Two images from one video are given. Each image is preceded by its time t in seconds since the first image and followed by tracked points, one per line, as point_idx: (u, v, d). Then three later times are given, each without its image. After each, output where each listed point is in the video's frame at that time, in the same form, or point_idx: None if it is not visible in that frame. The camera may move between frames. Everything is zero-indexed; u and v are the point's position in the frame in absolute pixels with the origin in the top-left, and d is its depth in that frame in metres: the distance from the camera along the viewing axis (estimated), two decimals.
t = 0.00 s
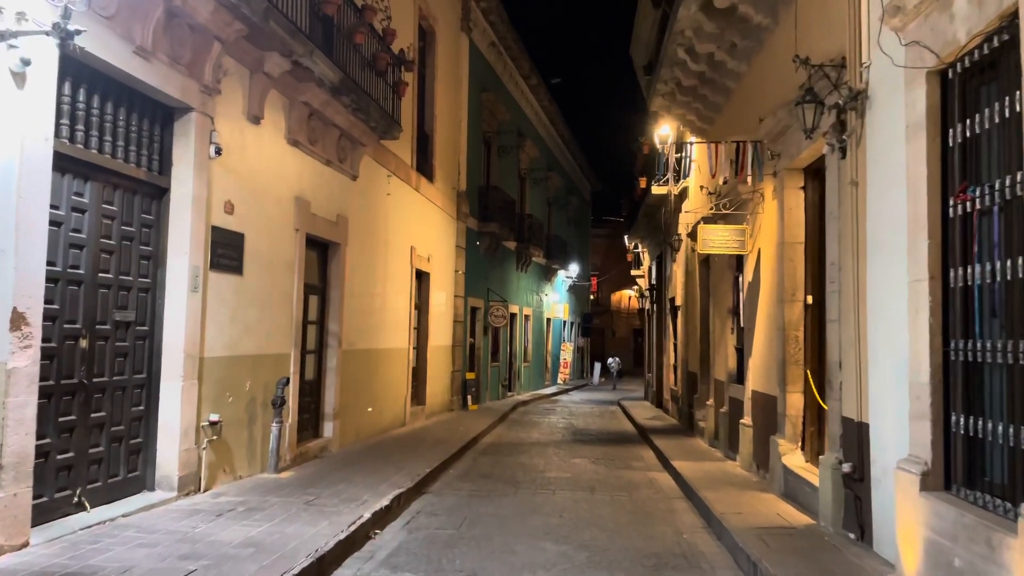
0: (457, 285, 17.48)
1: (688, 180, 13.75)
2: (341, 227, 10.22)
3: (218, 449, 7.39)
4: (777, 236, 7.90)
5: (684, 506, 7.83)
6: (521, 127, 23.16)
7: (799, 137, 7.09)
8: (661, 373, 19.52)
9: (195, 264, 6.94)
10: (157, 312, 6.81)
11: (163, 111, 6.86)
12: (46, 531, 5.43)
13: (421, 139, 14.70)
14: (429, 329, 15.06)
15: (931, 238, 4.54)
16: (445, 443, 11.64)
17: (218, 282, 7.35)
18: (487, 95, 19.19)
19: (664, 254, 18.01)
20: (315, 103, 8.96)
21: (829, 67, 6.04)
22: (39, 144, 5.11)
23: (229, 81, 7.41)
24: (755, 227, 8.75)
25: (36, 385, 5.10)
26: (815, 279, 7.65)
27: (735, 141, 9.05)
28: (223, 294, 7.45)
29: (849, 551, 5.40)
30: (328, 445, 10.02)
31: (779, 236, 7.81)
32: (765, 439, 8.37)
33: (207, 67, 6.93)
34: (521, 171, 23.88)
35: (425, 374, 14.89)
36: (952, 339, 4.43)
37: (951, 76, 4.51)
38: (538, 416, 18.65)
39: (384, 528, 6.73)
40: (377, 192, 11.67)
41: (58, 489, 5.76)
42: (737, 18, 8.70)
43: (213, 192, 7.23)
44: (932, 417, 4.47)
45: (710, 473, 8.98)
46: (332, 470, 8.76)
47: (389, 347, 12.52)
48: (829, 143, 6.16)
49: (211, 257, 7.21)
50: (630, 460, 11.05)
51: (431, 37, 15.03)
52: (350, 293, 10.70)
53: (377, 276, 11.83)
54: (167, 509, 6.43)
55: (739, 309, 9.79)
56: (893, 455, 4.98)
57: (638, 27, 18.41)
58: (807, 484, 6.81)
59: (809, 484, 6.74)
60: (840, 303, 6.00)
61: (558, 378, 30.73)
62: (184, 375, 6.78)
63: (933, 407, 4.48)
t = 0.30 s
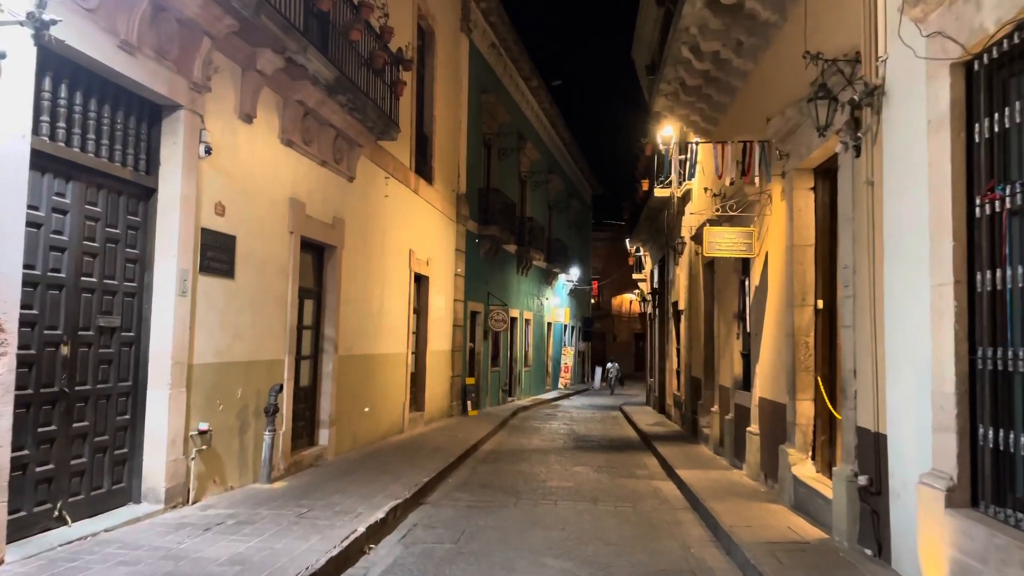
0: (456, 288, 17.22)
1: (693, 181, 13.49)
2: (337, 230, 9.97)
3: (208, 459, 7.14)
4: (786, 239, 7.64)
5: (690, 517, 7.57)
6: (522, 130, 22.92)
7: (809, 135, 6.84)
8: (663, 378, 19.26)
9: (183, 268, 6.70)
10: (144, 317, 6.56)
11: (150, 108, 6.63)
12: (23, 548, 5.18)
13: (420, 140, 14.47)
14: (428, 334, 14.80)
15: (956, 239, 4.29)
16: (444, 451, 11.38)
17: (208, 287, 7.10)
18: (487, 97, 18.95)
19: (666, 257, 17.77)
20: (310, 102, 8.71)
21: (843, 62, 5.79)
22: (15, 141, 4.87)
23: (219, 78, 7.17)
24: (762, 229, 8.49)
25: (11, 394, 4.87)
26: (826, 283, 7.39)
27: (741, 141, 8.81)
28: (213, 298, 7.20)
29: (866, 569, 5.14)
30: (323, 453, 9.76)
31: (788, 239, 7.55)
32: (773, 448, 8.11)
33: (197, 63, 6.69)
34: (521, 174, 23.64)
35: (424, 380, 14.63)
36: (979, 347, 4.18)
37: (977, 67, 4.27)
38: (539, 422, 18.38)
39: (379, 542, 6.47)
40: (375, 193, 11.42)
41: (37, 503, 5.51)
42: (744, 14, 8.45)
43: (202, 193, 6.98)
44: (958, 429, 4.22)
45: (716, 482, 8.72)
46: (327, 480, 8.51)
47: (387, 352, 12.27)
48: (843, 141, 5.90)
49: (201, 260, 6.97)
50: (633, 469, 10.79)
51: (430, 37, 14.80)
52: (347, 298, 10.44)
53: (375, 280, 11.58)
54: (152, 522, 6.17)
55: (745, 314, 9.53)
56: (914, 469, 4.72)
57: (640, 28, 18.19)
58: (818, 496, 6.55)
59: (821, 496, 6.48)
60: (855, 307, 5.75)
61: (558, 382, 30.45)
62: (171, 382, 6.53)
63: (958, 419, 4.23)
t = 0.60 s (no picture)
0: (455, 289, 16.95)
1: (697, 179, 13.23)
2: (333, 227, 9.72)
3: (197, 463, 6.87)
4: (797, 236, 7.39)
5: (697, 524, 7.32)
6: (522, 129, 22.68)
7: (822, 127, 6.59)
8: (665, 381, 18.98)
9: (171, 264, 6.44)
10: (130, 315, 6.30)
11: (137, 99, 6.39)
12: None
13: (419, 138, 14.22)
14: (427, 335, 14.54)
15: (986, 230, 4.04)
16: (442, 454, 11.10)
17: (197, 284, 6.85)
18: (487, 95, 18.70)
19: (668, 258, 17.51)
20: (305, 95, 8.46)
21: (859, 48, 5.53)
22: None
23: (210, 68, 6.92)
24: (771, 226, 8.24)
25: None
26: (838, 281, 7.14)
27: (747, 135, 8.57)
28: (202, 296, 6.94)
29: None
30: (318, 457, 9.49)
31: (799, 235, 7.31)
32: (783, 452, 7.85)
33: (185, 51, 6.45)
34: (521, 174, 23.39)
35: (423, 382, 14.36)
36: (1011, 345, 3.93)
37: (1007, 48, 4.03)
38: (539, 424, 18.11)
39: (374, 551, 6.20)
40: (372, 191, 11.15)
41: (15, 509, 5.25)
42: (751, 4, 8.20)
43: (191, 187, 6.73)
44: (989, 432, 3.96)
45: (723, 487, 8.46)
46: (322, 485, 8.24)
47: (385, 353, 12.01)
48: (859, 132, 5.65)
49: (190, 257, 6.71)
50: (637, 472, 10.53)
51: (429, 33, 14.55)
52: (343, 297, 10.18)
53: (372, 279, 11.31)
54: (137, 529, 5.90)
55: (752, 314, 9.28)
56: (939, 475, 4.47)
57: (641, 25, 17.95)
58: (833, 502, 6.29)
59: (835, 502, 6.23)
60: (872, 305, 5.49)
61: (558, 385, 30.19)
62: (158, 383, 6.26)
63: (988, 421, 3.98)
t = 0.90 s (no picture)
0: (453, 291, 16.70)
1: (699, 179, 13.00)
2: (327, 226, 9.46)
3: (183, 471, 6.61)
4: (805, 236, 7.16)
5: (703, 533, 7.07)
6: (520, 129, 22.44)
7: (834, 122, 6.36)
8: (665, 383, 18.73)
9: (156, 263, 6.18)
10: (113, 317, 6.05)
11: (121, 91, 6.14)
12: None
13: (415, 137, 13.98)
14: (424, 337, 14.28)
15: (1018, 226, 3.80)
16: (439, 459, 10.85)
17: (184, 284, 6.59)
18: (485, 94, 18.46)
19: (669, 259, 17.27)
20: (297, 90, 8.21)
21: (875, 37, 5.30)
22: None
23: (197, 60, 6.66)
24: (777, 225, 8.01)
25: None
26: (848, 281, 6.90)
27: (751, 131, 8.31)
28: (189, 297, 6.68)
29: None
30: (311, 463, 9.23)
31: (807, 234, 7.07)
32: (791, 459, 7.61)
33: (171, 42, 6.20)
34: (519, 175, 23.15)
35: (419, 385, 14.10)
36: None
37: None
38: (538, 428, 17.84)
39: (368, 563, 5.94)
40: (367, 189, 10.90)
41: None
42: None
43: (178, 183, 6.47)
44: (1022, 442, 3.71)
45: (728, 494, 8.21)
46: (315, 492, 7.98)
47: (380, 356, 11.74)
48: (874, 125, 5.42)
49: (176, 256, 6.45)
50: (638, 478, 10.28)
51: (426, 30, 14.30)
52: (337, 299, 9.93)
53: (367, 280, 11.06)
54: (119, 541, 5.64)
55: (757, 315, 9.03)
56: (965, 486, 4.22)
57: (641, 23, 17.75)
58: (845, 511, 6.04)
59: (847, 512, 5.98)
60: (888, 306, 5.25)
61: (557, 387, 29.95)
62: (142, 388, 6.00)
63: (1021, 429, 3.74)
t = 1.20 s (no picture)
0: (448, 290, 16.45)
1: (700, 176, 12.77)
2: (318, 222, 9.20)
3: (166, 474, 6.36)
4: (811, 231, 6.93)
5: (706, 538, 6.83)
6: (516, 127, 22.20)
7: (843, 111, 6.14)
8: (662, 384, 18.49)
9: (137, 258, 5.93)
10: (91, 314, 5.79)
11: (101, 77, 5.90)
12: None
13: (409, 133, 13.73)
14: (418, 337, 14.03)
15: None
16: (433, 461, 10.60)
17: (167, 280, 6.33)
18: (481, 91, 18.23)
19: (666, 258, 17.04)
20: (287, 80, 7.96)
21: (888, 22, 5.07)
22: None
23: (180, 47, 6.42)
24: (782, 221, 7.76)
25: None
26: (856, 278, 6.67)
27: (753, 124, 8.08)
28: (173, 294, 6.42)
29: None
30: (302, 465, 8.97)
31: (813, 229, 6.84)
32: (796, 461, 7.37)
33: (153, 26, 5.95)
34: (515, 173, 22.91)
35: (413, 385, 13.84)
36: None
37: None
38: (534, 429, 17.60)
39: (357, 570, 5.69)
40: (360, 185, 10.65)
41: None
42: None
43: (160, 174, 6.22)
44: None
45: (731, 498, 7.98)
46: (305, 496, 7.73)
47: (373, 356, 11.49)
48: (887, 113, 5.19)
49: (158, 250, 6.20)
50: (637, 480, 10.04)
51: (420, 24, 14.06)
52: (328, 297, 9.68)
53: (360, 278, 10.81)
54: (97, 548, 5.38)
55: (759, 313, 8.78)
56: (991, 492, 4.00)
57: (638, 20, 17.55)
58: (855, 516, 5.81)
59: (858, 517, 5.75)
60: (903, 302, 5.02)
61: (553, 388, 29.72)
62: (122, 387, 5.75)
63: None
